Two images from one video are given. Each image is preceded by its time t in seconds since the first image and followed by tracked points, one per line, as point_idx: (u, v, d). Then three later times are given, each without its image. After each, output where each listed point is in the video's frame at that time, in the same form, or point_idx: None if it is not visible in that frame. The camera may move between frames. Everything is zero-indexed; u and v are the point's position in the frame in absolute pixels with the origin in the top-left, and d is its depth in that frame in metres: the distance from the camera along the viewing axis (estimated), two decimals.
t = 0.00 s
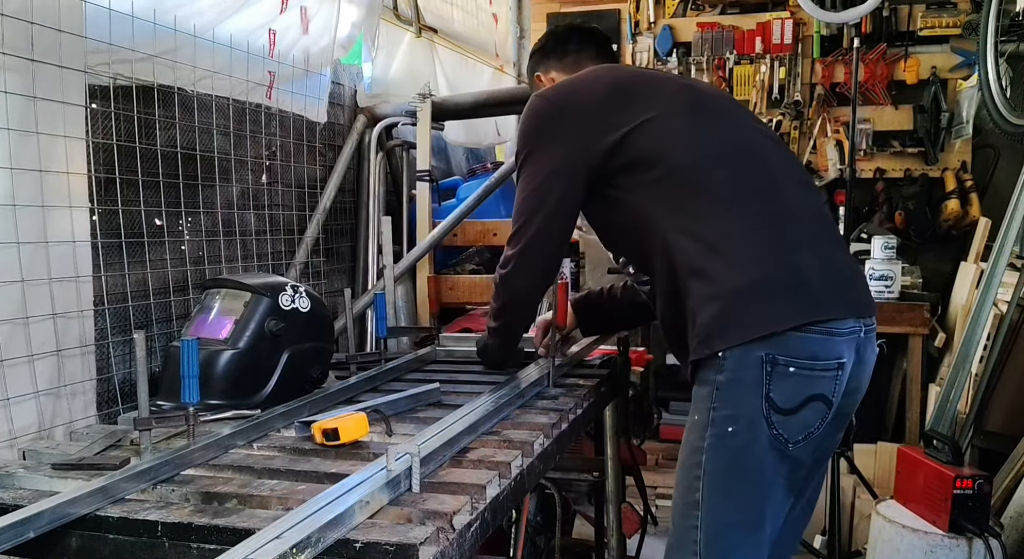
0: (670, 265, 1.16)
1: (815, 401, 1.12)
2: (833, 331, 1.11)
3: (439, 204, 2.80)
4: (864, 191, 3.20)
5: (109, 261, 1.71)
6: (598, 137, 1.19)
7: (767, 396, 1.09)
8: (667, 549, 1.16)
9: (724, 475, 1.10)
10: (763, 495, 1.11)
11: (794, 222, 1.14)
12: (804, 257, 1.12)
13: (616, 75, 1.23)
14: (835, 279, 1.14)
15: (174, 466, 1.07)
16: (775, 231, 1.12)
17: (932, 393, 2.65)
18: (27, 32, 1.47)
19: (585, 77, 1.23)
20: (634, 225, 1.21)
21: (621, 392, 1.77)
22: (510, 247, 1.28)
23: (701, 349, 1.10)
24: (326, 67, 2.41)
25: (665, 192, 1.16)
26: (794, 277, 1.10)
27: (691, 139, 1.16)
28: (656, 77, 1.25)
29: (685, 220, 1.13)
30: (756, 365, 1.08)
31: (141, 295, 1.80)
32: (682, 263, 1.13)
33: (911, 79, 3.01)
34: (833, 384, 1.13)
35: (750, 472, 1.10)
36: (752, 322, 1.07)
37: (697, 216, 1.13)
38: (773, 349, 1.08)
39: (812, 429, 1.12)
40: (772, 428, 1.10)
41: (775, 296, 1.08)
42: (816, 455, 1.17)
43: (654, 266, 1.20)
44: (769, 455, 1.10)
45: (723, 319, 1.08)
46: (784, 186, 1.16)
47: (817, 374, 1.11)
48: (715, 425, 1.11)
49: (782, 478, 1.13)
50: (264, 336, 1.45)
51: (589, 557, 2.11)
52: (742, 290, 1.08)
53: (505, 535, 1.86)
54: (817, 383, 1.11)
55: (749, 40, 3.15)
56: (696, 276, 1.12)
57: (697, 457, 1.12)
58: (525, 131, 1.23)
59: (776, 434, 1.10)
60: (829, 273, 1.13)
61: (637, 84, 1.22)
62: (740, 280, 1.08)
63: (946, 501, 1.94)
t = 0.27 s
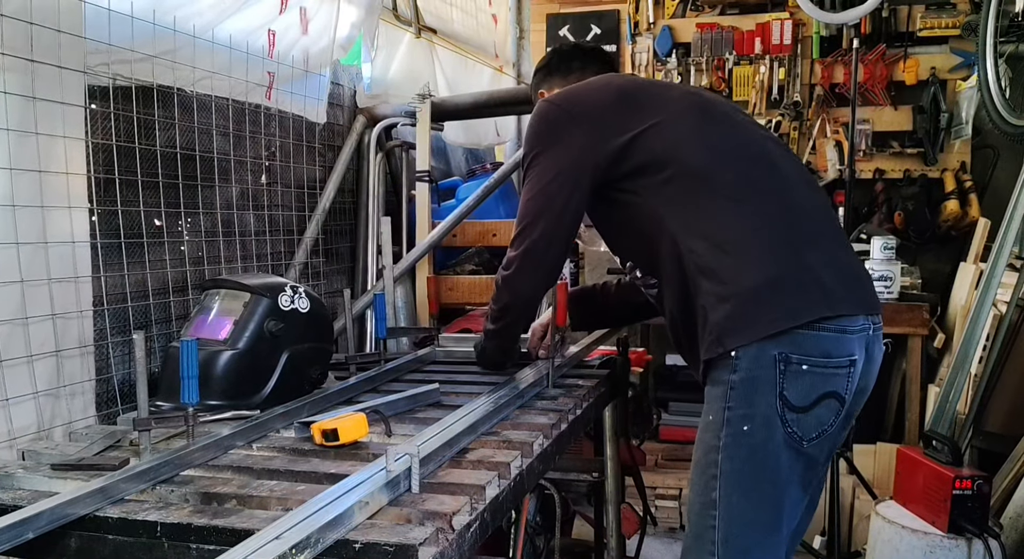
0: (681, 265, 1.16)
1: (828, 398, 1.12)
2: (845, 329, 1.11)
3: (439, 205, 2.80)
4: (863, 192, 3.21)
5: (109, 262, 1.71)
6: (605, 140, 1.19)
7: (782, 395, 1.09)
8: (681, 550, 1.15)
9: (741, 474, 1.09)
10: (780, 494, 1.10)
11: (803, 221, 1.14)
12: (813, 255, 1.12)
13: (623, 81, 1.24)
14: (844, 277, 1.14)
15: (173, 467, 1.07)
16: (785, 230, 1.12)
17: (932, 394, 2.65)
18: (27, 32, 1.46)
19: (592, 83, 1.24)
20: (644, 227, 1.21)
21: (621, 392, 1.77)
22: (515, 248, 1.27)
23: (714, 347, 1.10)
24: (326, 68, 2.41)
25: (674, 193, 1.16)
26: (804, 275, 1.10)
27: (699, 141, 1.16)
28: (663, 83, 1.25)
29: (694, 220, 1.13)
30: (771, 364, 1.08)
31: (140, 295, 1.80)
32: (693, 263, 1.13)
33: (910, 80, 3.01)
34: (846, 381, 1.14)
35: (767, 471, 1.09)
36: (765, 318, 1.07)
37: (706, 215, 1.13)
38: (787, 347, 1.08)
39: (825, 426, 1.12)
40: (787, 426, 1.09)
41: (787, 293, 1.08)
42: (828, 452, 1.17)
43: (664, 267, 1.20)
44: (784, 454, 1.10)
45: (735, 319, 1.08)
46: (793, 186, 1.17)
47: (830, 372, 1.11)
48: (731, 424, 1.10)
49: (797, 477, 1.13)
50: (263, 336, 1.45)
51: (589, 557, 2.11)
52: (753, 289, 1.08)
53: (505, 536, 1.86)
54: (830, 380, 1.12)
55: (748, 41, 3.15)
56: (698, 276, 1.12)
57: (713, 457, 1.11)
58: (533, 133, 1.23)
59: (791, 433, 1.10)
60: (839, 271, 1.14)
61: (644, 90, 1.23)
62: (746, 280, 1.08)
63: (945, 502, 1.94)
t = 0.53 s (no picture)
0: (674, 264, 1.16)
1: (820, 390, 1.12)
2: (835, 321, 1.11)
3: (438, 205, 2.80)
4: (862, 192, 3.22)
5: (108, 262, 1.70)
6: (601, 141, 1.19)
7: (773, 388, 1.09)
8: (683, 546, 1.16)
9: (737, 468, 1.09)
10: (777, 488, 1.11)
11: (795, 221, 1.14)
12: (806, 254, 1.12)
13: (618, 84, 1.25)
14: (837, 277, 1.14)
15: (173, 467, 1.07)
16: (778, 229, 1.12)
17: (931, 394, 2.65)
18: (26, 32, 1.46)
19: (587, 85, 1.25)
20: (636, 227, 1.21)
21: (620, 393, 1.77)
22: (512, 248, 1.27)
23: (705, 342, 1.10)
24: (326, 68, 2.41)
25: (666, 193, 1.16)
26: (797, 273, 1.10)
27: (691, 142, 1.17)
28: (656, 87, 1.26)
29: (687, 218, 1.13)
30: (761, 357, 1.08)
31: (139, 295, 1.79)
32: (687, 261, 1.13)
33: (910, 81, 3.01)
34: (837, 373, 1.13)
35: (763, 464, 1.09)
36: (758, 315, 1.07)
37: (698, 214, 1.13)
38: (777, 341, 1.08)
39: (818, 417, 1.12)
40: (780, 418, 1.09)
41: (780, 290, 1.08)
42: (826, 444, 1.16)
43: (657, 266, 1.20)
44: (780, 447, 1.10)
45: (727, 314, 1.08)
46: (785, 186, 1.17)
47: (820, 363, 1.11)
48: (726, 419, 1.11)
49: (795, 470, 1.12)
50: (262, 337, 1.45)
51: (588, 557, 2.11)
52: (746, 286, 1.08)
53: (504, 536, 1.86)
54: (821, 372, 1.11)
55: (748, 41, 3.15)
56: (696, 276, 1.12)
57: (710, 452, 1.12)
58: (529, 133, 1.23)
59: (785, 425, 1.10)
60: (833, 270, 1.14)
61: (639, 92, 1.23)
62: (740, 278, 1.08)
63: (945, 502, 1.94)
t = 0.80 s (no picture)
0: (675, 265, 1.16)
1: (824, 392, 1.12)
2: (838, 324, 1.11)
3: (437, 205, 2.80)
4: (861, 193, 3.22)
5: (107, 262, 1.70)
6: (599, 141, 1.19)
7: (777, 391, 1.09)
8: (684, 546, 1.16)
9: (739, 470, 1.09)
10: (780, 489, 1.11)
11: (796, 221, 1.14)
12: (808, 254, 1.12)
13: (618, 84, 1.25)
14: (837, 277, 1.14)
15: (172, 467, 1.07)
16: (779, 230, 1.12)
17: (930, 394, 2.65)
18: (24, 33, 1.46)
19: (587, 84, 1.25)
20: (636, 228, 1.21)
21: (619, 394, 1.77)
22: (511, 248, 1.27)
23: (710, 346, 1.10)
24: (325, 68, 2.40)
25: (666, 194, 1.16)
26: (798, 274, 1.10)
27: (691, 142, 1.16)
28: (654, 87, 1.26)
29: (688, 220, 1.13)
30: (765, 360, 1.08)
31: (139, 296, 1.79)
32: (688, 262, 1.13)
33: (909, 81, 3.01)
34: (840, 376, 1.13)
35: (766, 467, 1.09)
36: (760, 316, 1.07)
37: (700, 215, 1.13)
38: (781, 344, 1.08)
39: (821, 420, 1.12)
40: (783, 421, 1.09)
41: (781, 291, 1.08)
42: (828, 446, 1.16)
43: (657, 267, 1.20)
44: (783, 449, 1.10)
45: (729, 317, 1.08)
46: (786, 187, 1.17)
47: (824, 366, 1.11)
48: (728, 421, 1.10)
49: (797, 472, 1.13)
50: (262, 337, 1.45)
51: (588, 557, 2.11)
52: (748, 287, 1.08)
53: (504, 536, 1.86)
54: (825, 375, 1.11)
55: (747, 42, 3.15)
56: (696, 277, 1.13)
57: (712, 454, 1.12)
58: (527, 133, 1.23)
59: (788, 428, 1.10)
60: (833, 270, 1.14)
61: (637, 92, 1.23)
62: (740, 279, 1.08)
63: (944, 503, 1.94)
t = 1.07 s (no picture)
0: (675, 266, 1.16)
1: (825, 394, 1.12)
2: (840, 326, 1.11)
3: (437, 205, 2.80)
4: (860, 193, 3.22)
5: (107, 263, 1.70)
6: (598, 141, 1.19)
7: (779, 392, 1.09)
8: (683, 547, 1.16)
9: (739, 471, 1.09)
10: (780, 491, 1.11)
11: (796, 221, 1.14)
12: (808, 255, 1.12)
13: (616, 82, 1.24)
14: (838, 277, 1.14)
15: (172, 468, 1.07)
16: (779, 230, 1.12)
17: (930, 395, 2.65)
18: (24, 33, 1.46)
19: (585, 82, 1.24)
20: (636, 229, 1.21)
21: (619, 394, 1.77)
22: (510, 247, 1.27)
23: (711, 348, 1.11)
24: (325, 69, 2.40)
25: (666, 194, 1.16)
26: (798, 274, 1.10)
27: (691, 142, 1.16)
28: (653, 85, 1.26)
29: (688, 220, 1.14)
30: (767, 361, 1.08)
31: (138, 296, 1.79)
32: (688, 263, 1.13)
33: (908, 82, 3.01)
34: (841, 377, 1.13)
35: (767, 468, 1.09)
36: (761, 317, 1.07)
37: (700, 216, 1.13)
38: (783, 345, 1.08)
39: (823, 422, 1.12)
40: (784, 423, 1.09)
41: (782, 292, 1.08)
42: (828, 448, 1.17)
43: (658, 268, 1.20)
44: (784, 451, 1.10)
45: (730, 319, 1.08)
46: (786, 187, 1.17)
47: (825, 368, 1.11)
48: (729, 422, 1.10)
49: (798, 474, 1.13)
50: (261, 338, 1.44)
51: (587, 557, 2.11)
52: (749, 289, 1.08)
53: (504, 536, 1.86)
54: (826, 377, 1.11)
55: (747, 42, 3.14)
56: (696, 277, 1.13)
57: (712, 455, 1.12)
58: (524, 132, 1.23)
59: (789, 430, 1.10)
60: (833, 270, 1.14)
61: (635, 91, 1.23)
62: (741, 279, 1.09)
63: (944, 503, 1.94)
